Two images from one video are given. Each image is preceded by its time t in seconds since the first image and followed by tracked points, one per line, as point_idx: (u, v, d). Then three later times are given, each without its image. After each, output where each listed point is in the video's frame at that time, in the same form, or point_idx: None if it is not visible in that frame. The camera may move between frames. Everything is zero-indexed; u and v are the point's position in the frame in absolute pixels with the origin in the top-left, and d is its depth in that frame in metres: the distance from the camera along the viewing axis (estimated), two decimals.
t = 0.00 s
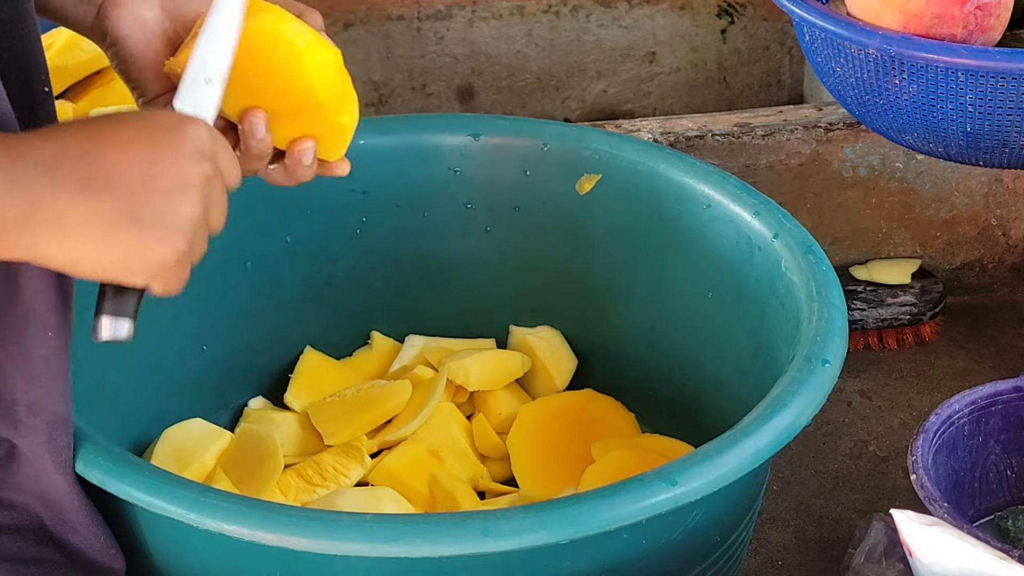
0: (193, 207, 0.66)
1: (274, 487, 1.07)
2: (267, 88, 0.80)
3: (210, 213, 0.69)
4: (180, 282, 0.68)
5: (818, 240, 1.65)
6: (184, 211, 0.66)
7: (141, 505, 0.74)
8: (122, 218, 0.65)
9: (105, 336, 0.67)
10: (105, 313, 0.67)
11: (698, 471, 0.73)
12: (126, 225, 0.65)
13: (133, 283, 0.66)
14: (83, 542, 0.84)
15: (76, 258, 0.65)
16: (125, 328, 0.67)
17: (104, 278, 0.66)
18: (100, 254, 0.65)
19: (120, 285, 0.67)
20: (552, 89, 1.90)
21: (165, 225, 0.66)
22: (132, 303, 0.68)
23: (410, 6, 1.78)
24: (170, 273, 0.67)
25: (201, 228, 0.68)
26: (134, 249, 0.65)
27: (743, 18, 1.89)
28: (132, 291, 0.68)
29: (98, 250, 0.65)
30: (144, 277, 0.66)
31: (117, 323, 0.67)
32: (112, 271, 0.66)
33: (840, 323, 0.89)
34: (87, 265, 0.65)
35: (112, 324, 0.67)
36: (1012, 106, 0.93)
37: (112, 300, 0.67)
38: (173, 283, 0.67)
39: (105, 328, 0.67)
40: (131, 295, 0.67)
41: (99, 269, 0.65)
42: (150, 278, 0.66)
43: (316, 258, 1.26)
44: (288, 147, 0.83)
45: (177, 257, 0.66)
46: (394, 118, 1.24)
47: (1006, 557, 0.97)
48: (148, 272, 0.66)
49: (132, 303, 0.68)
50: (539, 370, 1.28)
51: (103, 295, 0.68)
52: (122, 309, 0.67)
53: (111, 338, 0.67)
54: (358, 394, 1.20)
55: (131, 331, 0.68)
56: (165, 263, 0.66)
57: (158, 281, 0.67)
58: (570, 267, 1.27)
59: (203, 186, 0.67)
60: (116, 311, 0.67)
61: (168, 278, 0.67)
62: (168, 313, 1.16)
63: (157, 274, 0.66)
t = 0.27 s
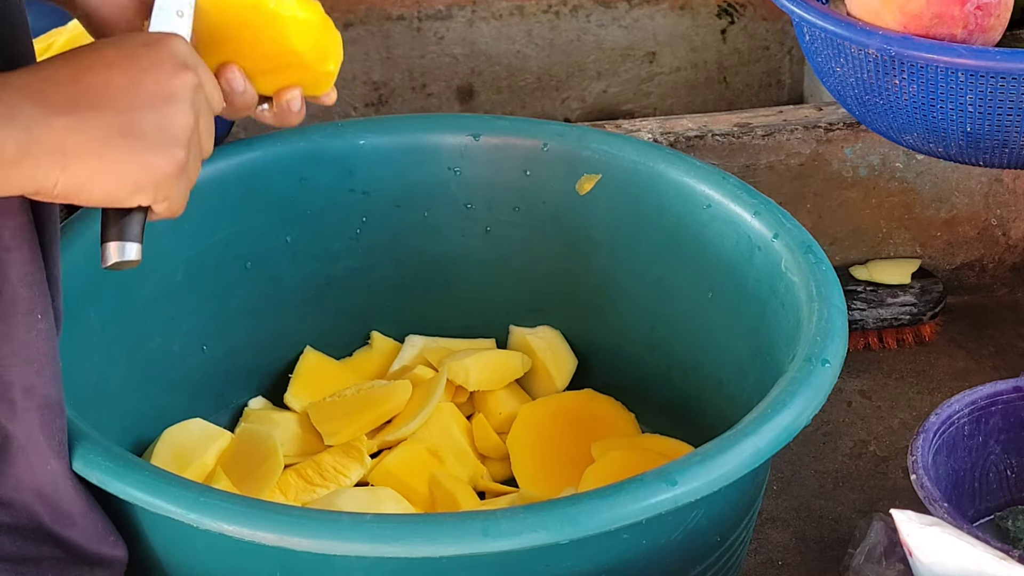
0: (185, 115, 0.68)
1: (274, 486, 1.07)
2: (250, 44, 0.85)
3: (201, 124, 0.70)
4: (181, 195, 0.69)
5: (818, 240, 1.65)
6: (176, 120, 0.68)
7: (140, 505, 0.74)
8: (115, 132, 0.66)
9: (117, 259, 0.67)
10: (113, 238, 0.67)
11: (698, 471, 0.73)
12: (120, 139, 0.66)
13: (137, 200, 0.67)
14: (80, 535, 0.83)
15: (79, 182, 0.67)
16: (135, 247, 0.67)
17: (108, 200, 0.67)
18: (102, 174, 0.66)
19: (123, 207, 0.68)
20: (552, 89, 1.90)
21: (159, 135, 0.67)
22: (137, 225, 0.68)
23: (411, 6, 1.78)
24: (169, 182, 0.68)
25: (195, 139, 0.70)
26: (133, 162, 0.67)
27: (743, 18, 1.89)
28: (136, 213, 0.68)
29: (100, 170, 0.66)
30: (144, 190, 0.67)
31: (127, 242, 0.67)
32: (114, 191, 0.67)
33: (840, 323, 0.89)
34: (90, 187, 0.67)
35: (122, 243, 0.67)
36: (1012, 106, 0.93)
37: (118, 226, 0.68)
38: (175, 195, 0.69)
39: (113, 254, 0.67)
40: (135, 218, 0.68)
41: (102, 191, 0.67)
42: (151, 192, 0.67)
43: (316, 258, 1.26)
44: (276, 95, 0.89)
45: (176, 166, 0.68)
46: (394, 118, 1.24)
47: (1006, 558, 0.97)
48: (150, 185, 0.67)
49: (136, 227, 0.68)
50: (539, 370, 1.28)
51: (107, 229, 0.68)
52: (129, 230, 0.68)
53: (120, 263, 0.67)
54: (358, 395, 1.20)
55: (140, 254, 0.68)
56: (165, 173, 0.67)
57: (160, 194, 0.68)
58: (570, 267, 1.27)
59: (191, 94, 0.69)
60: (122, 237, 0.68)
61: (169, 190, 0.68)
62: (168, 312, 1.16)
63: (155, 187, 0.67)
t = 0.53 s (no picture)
0: (174, 110, 0.70)
1: (274, 486, 1.07)
2: None
3: (194, 120, 0.72)
4: (171, 193, 0.70)
5: (818, 240, 1.65)
6: (165, 114, 0.70)
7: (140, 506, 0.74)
8: (101, 121, 0.68)
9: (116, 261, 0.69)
10: (110, 241, 0.69)
11: (698, 472, 0.73)
12: (107, 128, 0.68)
13: (128, 191, 0.69)
14: (80, 536, 0.83)
15: (66, 169, 0.68)
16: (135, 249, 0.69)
17: (96, 190, 0.69)
18: (87, 160, 0.68)
19: (112, 202, 0.69)
20: (552, 89, 1.90)
21: (145, 126, 0.69)
22: (135, 227, 0.70)
23: (411, 6, 1.78)
24: (155, 176, 0.69)
25: (185, 137, 0.71)
26: (117, 151, 0.68)
27: (743, 18, 1.89)
28: (131, 214, 0.70)
29: (85, 156, 0.68)
30: (133, 182, 0.69)
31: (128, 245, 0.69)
32: (101, 181, 0.68)
33: (840, 323, 0.89)
34: (77, 175, 0.68)
35: (124, 246, 0.69)
36: (1011, 106, 0.93)
37: (117, 227, 0.69)
38: (164, 191, 0.70)
39: (113, 260, 0.69)
40: (132, 219, 0.70)
41: (90, 179, 0.68)
42: (139, 185, 0.69)
43: (315, 258, 1.26)
44: (275, 29, 0.89)
45: (160, 159, 0.69)
46: (394, 118, 1.24)
47: (1006, 558, 0.97)
48: (135, 176, 0.69)
49: (135, 228, 0.70)
50: (539, 370, 1.28)
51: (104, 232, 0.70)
52: (128, 231, 0.69)
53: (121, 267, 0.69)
54: (358, 395, 1.20)
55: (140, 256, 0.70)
56: (149, 165, 0.69)
57: (147, 189, 0.69)
58: (569, 267, 1.27)
59: (185, 90, 0.71)
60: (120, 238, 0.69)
61: (156, 185, 0.69)
62: (168, 312, 1.16)
63: (143, 179, 0.69)
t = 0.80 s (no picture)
0: (207, 28, 0.68)
1: (274, 486, 1.07)
2: None
3: (223, 40, 0.70)
4: (195, 107, 0.69)
5: (818, 240, 1.65)
6: (197, 31, 0.67)
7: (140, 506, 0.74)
8: (134, 35, 0.67)
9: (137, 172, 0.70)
10: (132, 150, 0.70)
11: (698, 471, 0.73)
12: (137, 43, 0.67)
13: (154, 104, 0.68)
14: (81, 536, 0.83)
15: (96, 80, 0.68)
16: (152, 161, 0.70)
17: (122, 101, 0.68)
18: (116, 73, 0.67)
19: (137, 114, 0.69)
20: (552, 89, 1.90)
21: (176, 42, 0.67)
22: (157, 141, 0.70)
23: (411, 6, 1.78)
24: (182, 91, 0.68)
25: (215, 55, 0.69)
26: (146, 65, 0.67)
27: (743, 18, 1.89)
28: (155, 128, 0.70)
29: (114, 70, 0.67)
30: (161, 96, 0.68)
31: (148, 157, 0.69)
32: (129, 92, 0.68)
33: (840, 323, 0.90)
34: (105, 86, 0.68)
35: (144, 157, 0.69)
36: (1012, 106, 0.93)
37: (139, 138, 0.70)
38: (188, 105, 0.69)
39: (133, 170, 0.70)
40: (155, 132, 0.70)
41: (117, 91, 0.68)
42: (166, 99, 0.68)
43: (315, 258, 1.26)
44: None
45: (188, 77, 0.67)
46: (394, 117, 1.24)
47: (1006, 558, 0.97)
48: (162, 90, 0.68)
49: (157, 141, 0.70)
50: (539, 370, 1.28)
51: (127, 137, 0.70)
52: (150, 144, 0.70)
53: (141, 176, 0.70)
54: (358, 394, 1.20)
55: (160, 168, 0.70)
56: (177, 81, 0.67)
57: (173, 103, 0.68)
58: (569, 267, 1.27)
59: (217, 12, 0.68)
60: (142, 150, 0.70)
61: (182, 100, 0.68)
62: (168, 312, 1.16)
63: (170, 94, 0.68)
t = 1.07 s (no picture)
0: None
1: (274, 486, 1.07)
2: None
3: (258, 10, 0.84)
4: (228, 67, 0.81)
5: (818, 240, 1.65)
6: None
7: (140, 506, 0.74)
8: None
9: (169, 128, 0.78)
10: (166, 110, 0.78)
11: (698, 471, 0.73)
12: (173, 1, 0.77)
13: (188, 60, 0.79)
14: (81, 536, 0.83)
15: (130, 35, 0.76)
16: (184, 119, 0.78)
17: (156, 56, 0.78)
18: (150, 27, 0.76)
19: (171, 70, 0.79)
20: (552, 89, 1.90)
21: None
22: (190, 99, 0.80)
23: (411, 6, 1.78)
24: (216, 48, 0.79)
25: (246, 17, 0.82)
26: (181, 21, 0.77)
27: (743, 18, 1.89)
28: (187, 85, 0.80)
29: (150, 20, 0.76)
30: (197, 53, 0.79)
31: (178, 113, 0.78)
32: (162, 47, 0.78)
33: (840, 323, 0.90)
34: (139, 40, 0.77)
35: (177, 115, 0.78)
36: (1012, 106, 0.93)
37: (170, 97, 0.79)
38: (222, 63, 0.80)
39: (167, 128, 0.78)
40: (186, 91, 0.80)
41: (151, 46, 0.77)
42: (202, 56, 0.79)
43: (315, 258, 1.26)
44: None
45: (222, 32, 0.79)
46: (394, 118, 1.24)
47: (1006, 558, 0.97)
48: (196, 47, 0.78)
49: (189, 99, 0.80)
50: (539, 370, 1.28)
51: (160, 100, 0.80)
52: (182, 101, 0.79)
53: (173, 136, 0.79)
54: (358, 394, 1.20)
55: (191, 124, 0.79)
56: (212, 36, 0.78)
57: (207, 60, 0.79)
58: (569, 267, 1.27)
59: None
60: (175, 111, 0.79)
61: (216, 57, 0.80)
62: (168, 312, 1.16)
63: (205, 50, 0.79)
